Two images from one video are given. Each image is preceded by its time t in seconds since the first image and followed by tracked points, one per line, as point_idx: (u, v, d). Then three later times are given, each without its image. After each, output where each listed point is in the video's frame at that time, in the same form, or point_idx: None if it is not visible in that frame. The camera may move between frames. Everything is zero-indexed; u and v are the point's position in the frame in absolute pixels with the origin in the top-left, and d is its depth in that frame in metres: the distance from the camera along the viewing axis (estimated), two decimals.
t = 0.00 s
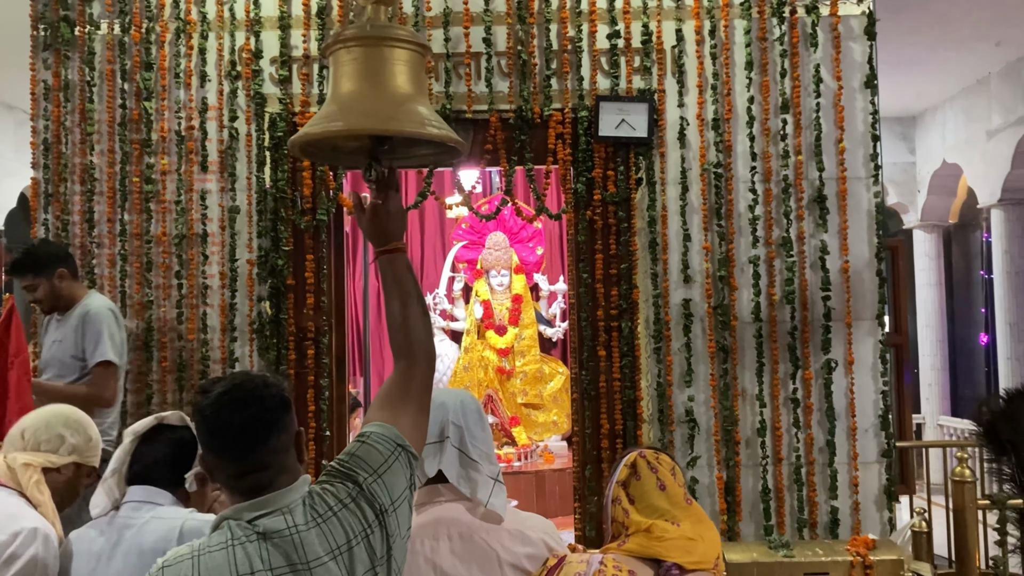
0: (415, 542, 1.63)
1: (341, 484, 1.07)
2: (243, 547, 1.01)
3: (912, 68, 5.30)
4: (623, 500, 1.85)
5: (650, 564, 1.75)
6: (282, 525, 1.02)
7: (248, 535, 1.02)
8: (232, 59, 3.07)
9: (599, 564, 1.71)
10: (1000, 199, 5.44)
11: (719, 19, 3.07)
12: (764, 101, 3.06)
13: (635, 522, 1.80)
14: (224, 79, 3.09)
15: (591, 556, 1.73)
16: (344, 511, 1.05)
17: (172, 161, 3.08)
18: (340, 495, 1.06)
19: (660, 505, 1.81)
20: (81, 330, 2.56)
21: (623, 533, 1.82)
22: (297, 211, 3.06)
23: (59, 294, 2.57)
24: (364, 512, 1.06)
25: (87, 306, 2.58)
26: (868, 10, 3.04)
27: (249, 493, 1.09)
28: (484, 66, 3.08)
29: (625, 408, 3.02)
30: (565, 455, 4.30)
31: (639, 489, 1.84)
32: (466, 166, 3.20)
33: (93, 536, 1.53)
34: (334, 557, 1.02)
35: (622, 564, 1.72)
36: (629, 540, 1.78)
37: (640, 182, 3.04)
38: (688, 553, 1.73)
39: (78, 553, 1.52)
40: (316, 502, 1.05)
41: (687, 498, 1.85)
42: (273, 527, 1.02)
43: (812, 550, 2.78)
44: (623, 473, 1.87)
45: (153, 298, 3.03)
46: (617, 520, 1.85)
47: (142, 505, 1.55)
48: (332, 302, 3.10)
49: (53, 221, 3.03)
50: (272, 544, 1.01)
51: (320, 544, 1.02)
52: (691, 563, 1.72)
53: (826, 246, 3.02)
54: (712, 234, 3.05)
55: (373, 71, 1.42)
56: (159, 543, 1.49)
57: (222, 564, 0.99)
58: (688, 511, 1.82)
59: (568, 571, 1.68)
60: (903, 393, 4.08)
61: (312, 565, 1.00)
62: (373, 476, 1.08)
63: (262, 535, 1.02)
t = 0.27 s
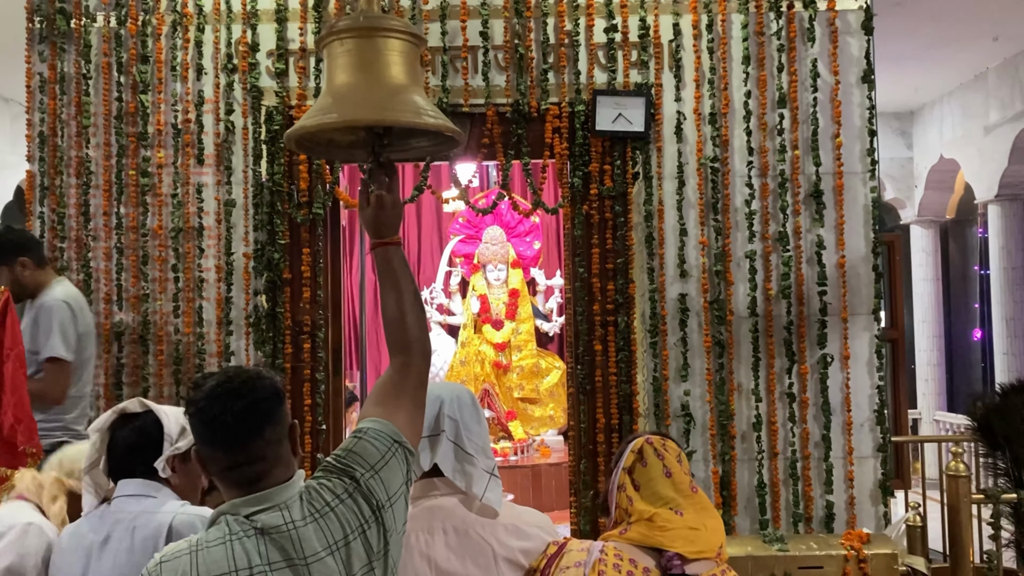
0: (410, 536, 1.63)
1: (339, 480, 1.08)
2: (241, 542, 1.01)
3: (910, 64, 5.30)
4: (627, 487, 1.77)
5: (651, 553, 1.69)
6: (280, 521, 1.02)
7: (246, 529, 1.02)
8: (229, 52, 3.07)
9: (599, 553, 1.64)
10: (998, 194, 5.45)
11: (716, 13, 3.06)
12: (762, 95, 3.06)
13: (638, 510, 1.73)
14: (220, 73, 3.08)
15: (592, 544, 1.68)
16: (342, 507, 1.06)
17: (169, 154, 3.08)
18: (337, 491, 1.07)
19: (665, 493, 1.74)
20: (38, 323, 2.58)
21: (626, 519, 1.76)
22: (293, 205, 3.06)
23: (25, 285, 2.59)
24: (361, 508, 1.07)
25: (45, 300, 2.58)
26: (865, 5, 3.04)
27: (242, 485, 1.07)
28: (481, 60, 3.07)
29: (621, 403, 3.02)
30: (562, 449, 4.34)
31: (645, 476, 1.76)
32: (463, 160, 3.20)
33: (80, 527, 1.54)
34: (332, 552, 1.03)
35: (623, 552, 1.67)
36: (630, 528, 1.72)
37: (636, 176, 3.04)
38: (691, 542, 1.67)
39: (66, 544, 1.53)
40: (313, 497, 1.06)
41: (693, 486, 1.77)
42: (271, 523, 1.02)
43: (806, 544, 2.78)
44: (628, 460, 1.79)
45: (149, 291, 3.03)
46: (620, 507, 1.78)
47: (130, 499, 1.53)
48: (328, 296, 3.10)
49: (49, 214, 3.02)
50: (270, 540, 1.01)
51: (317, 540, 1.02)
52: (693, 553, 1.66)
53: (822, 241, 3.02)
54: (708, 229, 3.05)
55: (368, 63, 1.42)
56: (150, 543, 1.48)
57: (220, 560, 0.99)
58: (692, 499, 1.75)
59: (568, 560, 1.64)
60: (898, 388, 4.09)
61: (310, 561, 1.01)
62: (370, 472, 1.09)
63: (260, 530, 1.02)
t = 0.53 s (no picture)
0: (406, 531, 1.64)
1: (328, 476, 1.08)
2: (224, 536, 1.01)
3: (908, 59, 5.30)
4: (624, 479, 1.76)
5: (645, 548, 1.68)
6: (263, 515, 1.03)
7: (229, 523, 1.03)
8: (224, 46, 3.06)
9: (592, 550, 1.66)
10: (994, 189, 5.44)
11: (712, 8, 3.08)
12: (757, 90, 3.06)
13: (632, 503, 1.71)
14: (215, 66, 3.07)
15: (587, 539, 1.70)
16: (328, 503, 1.05)
17: (164, 148, 3.07)
18: (325, 487, 1.07)
19: (663, 484, 1.72)
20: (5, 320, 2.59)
21: (619, 513, 1.74)
22: (289, 199, 3.05)
23: None
24: (348, 505, 1.07)
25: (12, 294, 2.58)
26: None
27: (230, 478, 1.08)
28: (477, 54, 3.07)
29: (616, 397, 3.03)
30: (557, 443, 4.36)
31: (643, 468, 1.75)
32: (459, 155, 3.20)
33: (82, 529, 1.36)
34: (315, 549, 1.03)
35: (617, 548, 1.67)
36: (623, 522, 1.70)
37: (632, 171, 3.04)
38: (684, 536, 1.65)
39: (66, 549, 1.35)
40: (300, 492, 1.06)
41: (690, 477, 1.76)
42: (253, 518, 1.02)
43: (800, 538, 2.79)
44: (627, 451, 1.78)
45: (145, 286, 3.03)
46: (616, 499, 1.76)
47: (147, 498, 1.39)
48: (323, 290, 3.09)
49: (44, 207, 3.02)
50: (253, 534, 1.02)
51: (301, 536, 1.02)
52: (687, 546, 1.64)
53: (818, 236, 3.02)
54: (704, 224, 3.04)
55: (358, 56, 1.43)
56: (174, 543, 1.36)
57: (202, 555, 0.99)
58: (689, 491, 1.73)
59: (562, 558, 1.67)
60: (893, 383, 4.10)
61: (291, 557, 1.01)
62: (359, 470, 1.09)
63: (243, 524, 1.02)
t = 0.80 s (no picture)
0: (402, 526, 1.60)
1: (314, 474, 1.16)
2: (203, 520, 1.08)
3: (905, 54, 5.29)
4: (623, 472, 1.74)
5: (644, 540, 1.67)
6: (241, 501, 1.09)
7: (209, 508, 1.09)
8: (220, 39, 3.05)
9: (591, 543, 1.67)
10: (990, 184, 5.44)
11: (709, 2, 3.07)
12: (754, 85, 3.06)
13: (632, 496, 1.70)
14: (211, 59, 3.06)
15: (586, 533, 1.71)
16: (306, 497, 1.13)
17: (160, 141, 3.06)
18: (308, 482, 1.14)
19: (662, 477, 1.70)
20: None
21: (618, 506, 1.73)
22: (285, 192, 3.04)
23: None
24: (327, 502, 1.14)
25: None
26: None
27: (216, 469, 1.13)
28: (474, 47, 3.06)
29: (612, 391, 3.03)
30: (554, 437, 4.36)
31: (643, 462, 1.73)
32: (456, 148, 3.19)
33: (78, 519, 1.47)
34: (289, 540, 1.09)
35: (615, 540, 1.67)
36: (622, 515, 1.71)
37: (629, 165, 3.04)
38: (683, 529, 1.66)
39: (58, 541, 1.45)
40: (283, 484, 1.13)
41: (689, 470, 1.76)
42: (230, 504, 1.09)
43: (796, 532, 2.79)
44: (627, 445, 1.75)
45: (141, 280, 3.03)
46: (614, 492, 1.75)
47: (145, 496, 1.50)
48: (320, 284, 3.09)
49: (39, 201, 3.01)
50: (229, 520, 1.08)
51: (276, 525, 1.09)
52: (686, 539, 1.66)
53: (815, 230, 3.02)
54: (701, 218, 3.04)
55: (350, 51, 1.57)
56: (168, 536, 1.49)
57: (178, 540, 1.07)
58: (688, 483, 1.73)
59: (561, 552, 1.68)
60: (891, 378, 4.10)
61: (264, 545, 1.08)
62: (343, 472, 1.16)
63: (222, 510, 1.09)
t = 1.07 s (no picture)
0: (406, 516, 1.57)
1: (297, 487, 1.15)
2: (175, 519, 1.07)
3: (904, 47, 5.28)
4: (624, 463, 1.74)
5: (645, 528, 1.68)
6: (215, 501, 1.08)
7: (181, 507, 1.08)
8: (218, 31, 3.04)
9: (592, 530, 1.68)
10: (989, 178, 5.44)
11: None
12: (754, 77, 3.05)
13: (632, 487, 1.70)
14: (209, 51, 3.05)
15: (588, 521, 1.72)
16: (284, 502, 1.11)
17: (158, 133, 3.05)
18: (290, 490, 1.14)
19: (662, 468, 1.70)
20: None
21: (618, 497, 1.74)
22: (283, 185, 3.04)
23: None
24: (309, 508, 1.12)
25: None
26: None
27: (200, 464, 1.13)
28: (472, 39, 3.05)
29: (611, 384, 3.02)
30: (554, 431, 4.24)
31: (642, 453, 1.72)
32: (454, 141, 3.18)
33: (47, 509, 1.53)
34: (257, 546, 1.06)
35: (617, 528, 1.68)
36: (623, 505, 1.71)
37: (628, 158, 3.03)
38: (683, 518, 1.66)
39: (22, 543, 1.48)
40: (260, 490, 1.12)
41: (687, 462, 1.76)
42: (201, 505, 1.07)
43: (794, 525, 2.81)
44: (627, 438, 1.75)
45: (139, 272, 3.02)
46: (615, 484, 1.76)
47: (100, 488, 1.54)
48: (319, 276, 3.08)
49: (36, 193, 2.99)
50: (203, 519, 1.06)
51: (253, 526, 1.07)
52: (686, 528, 1.66)
53: (814, 223, 3.01)
54: (700, 211, 3.04)
55: (346, 41, 1.57)
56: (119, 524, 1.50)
57: (146, 539, 1.05)
58: (687, 476, 1.73)
59: (562, 538, 1.69)
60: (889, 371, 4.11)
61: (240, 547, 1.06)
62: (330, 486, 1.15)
63: (195, 509, 1.07)
